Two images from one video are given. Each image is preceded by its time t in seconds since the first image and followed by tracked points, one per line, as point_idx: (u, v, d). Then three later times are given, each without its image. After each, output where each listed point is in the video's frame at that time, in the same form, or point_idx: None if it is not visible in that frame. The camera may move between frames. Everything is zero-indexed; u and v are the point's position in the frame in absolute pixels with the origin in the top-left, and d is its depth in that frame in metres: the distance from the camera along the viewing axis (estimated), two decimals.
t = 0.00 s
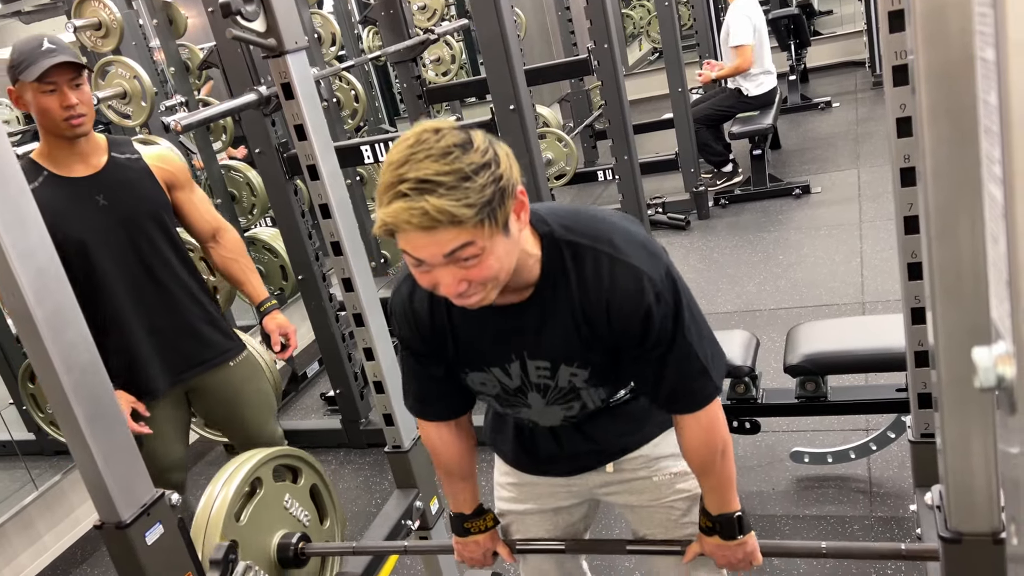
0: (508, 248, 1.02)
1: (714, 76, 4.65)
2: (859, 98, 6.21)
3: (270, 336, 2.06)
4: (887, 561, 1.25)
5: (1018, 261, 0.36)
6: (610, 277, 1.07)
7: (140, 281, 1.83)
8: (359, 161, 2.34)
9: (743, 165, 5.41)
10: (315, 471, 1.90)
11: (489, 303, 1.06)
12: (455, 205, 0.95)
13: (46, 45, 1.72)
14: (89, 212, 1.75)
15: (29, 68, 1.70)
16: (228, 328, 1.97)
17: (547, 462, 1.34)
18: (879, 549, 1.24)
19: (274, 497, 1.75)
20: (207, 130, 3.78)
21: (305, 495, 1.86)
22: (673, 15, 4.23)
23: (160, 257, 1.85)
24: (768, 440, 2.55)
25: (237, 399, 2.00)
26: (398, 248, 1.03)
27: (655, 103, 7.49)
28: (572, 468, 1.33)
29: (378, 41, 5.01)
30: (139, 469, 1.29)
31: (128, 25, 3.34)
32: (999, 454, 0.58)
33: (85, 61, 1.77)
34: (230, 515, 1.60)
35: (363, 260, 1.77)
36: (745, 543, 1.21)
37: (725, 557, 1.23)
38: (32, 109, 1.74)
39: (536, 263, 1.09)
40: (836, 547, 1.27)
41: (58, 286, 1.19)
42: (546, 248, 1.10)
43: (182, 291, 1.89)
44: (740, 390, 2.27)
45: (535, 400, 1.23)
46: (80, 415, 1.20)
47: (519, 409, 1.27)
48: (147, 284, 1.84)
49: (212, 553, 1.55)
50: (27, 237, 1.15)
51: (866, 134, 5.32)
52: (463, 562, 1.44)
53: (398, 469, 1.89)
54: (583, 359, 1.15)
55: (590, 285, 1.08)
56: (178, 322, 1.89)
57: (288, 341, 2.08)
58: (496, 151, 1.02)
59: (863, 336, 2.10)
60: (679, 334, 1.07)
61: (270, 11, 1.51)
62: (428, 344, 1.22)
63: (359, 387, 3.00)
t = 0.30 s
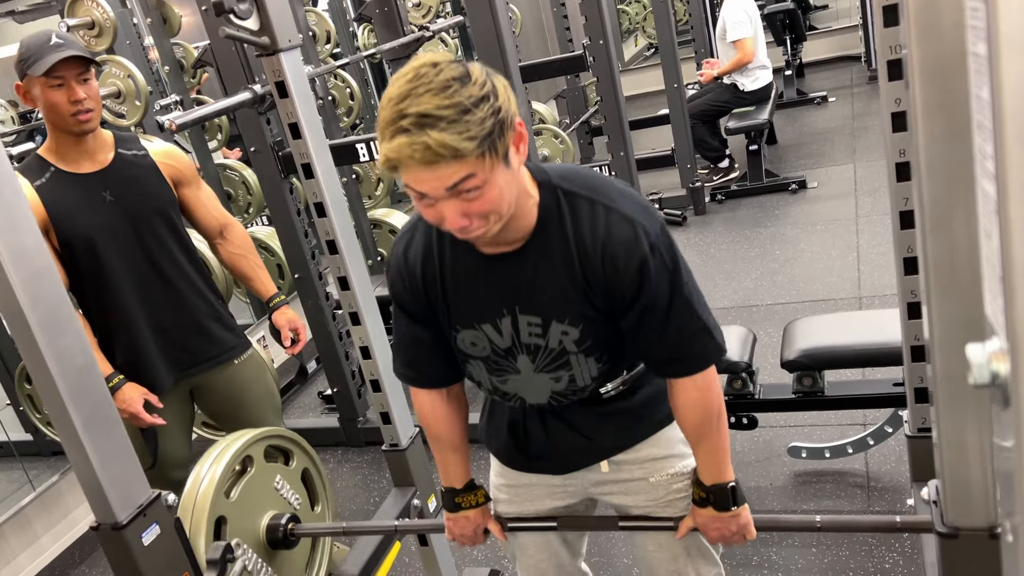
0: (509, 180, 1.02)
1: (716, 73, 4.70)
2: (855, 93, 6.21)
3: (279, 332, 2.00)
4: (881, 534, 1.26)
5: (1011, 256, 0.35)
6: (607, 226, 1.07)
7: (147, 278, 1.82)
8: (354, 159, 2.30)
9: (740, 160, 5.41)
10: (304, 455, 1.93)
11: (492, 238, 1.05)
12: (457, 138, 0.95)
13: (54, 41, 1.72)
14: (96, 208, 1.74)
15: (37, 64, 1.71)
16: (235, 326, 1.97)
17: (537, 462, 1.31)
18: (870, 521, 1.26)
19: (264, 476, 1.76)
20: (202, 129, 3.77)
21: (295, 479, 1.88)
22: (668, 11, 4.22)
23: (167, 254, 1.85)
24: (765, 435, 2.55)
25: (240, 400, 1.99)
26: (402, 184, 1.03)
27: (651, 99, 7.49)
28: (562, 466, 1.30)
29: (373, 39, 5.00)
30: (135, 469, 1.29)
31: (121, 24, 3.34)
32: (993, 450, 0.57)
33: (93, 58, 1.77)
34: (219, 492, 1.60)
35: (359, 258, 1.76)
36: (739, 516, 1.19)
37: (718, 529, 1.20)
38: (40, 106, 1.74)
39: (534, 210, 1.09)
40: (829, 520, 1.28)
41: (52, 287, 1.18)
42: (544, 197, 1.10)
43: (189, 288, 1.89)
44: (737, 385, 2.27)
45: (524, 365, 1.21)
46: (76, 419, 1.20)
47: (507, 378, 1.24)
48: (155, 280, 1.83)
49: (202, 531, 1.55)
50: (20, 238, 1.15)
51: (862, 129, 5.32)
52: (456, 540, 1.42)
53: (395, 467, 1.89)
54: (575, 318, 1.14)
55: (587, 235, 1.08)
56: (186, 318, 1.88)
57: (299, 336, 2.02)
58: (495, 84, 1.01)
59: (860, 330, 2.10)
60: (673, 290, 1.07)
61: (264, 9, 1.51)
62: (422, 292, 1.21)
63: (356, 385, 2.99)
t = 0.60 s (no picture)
0: (509, 130, 1.03)
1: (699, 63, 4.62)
2: (851, 86, 6.21)
3: (267, 334, 2.00)
4: (875, 514, 1.28)
5: (1003, 250, 0.36)
6: (607, 187, 1.08)
7: (131, 278, 1.81)
8: (350, 156, 2.23)
9: (736, 154, 5.40)
10: (299, 445, 1.94)
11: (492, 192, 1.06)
12: (458, 83, 0.97)
13: (36, 40, 1.72)
14: (78, 209, 1.74)
15: (18, 63, 1.70)
16: (221, 326, 1.97)
17: (530, 460, 1.31)
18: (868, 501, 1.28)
19: (256, 461, 1.77)
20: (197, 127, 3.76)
21: (288, 468, 1.89)
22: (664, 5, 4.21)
23: (152, 254, 1.84)
24: (763, 429, 2.55)
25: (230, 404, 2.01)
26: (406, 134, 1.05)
27: (647, 93, 7.49)
28: (555, 465, 1.30)
29: (368, 35, 5.00)
30: (132, 468, 1.29)
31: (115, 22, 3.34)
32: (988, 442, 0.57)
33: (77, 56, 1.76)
34: (210, 473, 1.60)
35: (355, 255, 1.76)
36: (733, 494, 1.19)
37: (712, 509, 1.20)
38: (23, 106, 1.74)
39: (533, 171, 1.10)
40: (823, 500, 1.29)
41: (48, 287, 1.18)
42: (544, 160, 1.11)
43: (175, 288, 1.88)
44: (734, 379, 2.26)
45: (515, 333, 1.21)
46: (72, 418, 1.19)
47: (499, 350, 1.24)
48: (139, 281, 1.82)
49: (192, 510, 1.55)
50: (14, 237, 1.14)
51: (859, 122, 5.32)
52: (446, 523, 1.41)
53: (394, 464, 1.89)
54: (569, 284, 1.13)
55: (585, 196, 1.08)
56: (171, 319, 1.88)
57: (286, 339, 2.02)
58: (497, 36, 1.03)
59: (857, 324, 2.10)
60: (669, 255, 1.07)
61: (257, 6, 1.50)
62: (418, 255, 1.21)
63: (354, 382, 3.00)
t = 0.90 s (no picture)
0: (512, 98, 1.04)
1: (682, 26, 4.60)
2: (847, 79, 6.20)
3: (244, 334, 2.00)
4: (873, 501, 1.28)
5: (1001, 240, 0.35)
6: (610, 161, 1.08)
7: (99, 281, 1.81)
8: (345, 153, 2.22)
9: (732, 148, 5.40)
10: (296, 439, 1.96)
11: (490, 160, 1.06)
12: (463, 45, 0.98)
13: None
14: (41, 212, 1.74)
15: None
16: (192, 329, 1.97)
17: (529, 459, 1.31)
18: (867, 488, 1.28)
19: (252, 450, 1.77)
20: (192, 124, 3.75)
21: (284, 460, 1.90)
22: None
23: (119, 257, 1.84)
24: (761, 423, 2.55)
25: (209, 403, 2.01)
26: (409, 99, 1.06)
27: (644, 88, 7.48)
28: (550, 464, 1.29)
29: (363, 31, 4.99)
30: (128, 467, 1.28)
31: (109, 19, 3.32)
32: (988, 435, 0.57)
33: (40, 57, 1.76)
34: (201, 463, 1.60)
35: (351, 252, 1.75)
36: (729, 479, 1.17)
37: (708, 495, 1.18)
38: None
39: (535, 144, 1.10)
40: (820, 488, 1.29)
41: (41, 287, 1.18)
42: (546, 135, 1.11)
43: (143, 291, 1.87)
44: (732, 373, 2.26)
45: (511, 311, 1.20)
46: (67, 417, 1.19)
47: (494, 329, 1.23)
48: (106, 285, 1.82)
49: (184, 500, 1.54)
50: (6, 237, 1.14)
51: (855, 115, 5.32)
52: (440, 511, 1.40)
53: (392, 460, 1.88)
54: (565, 258, 1.12)
55: (587, 169, 1.09)
56: (140, 322, 1.87)
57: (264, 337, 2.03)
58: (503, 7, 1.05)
59: (854, 317, 2.10)
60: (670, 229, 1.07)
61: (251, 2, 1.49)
62: (420, 227, 1.21)
63: (351, 379, 2.99)
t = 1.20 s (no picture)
0: (520, 58, 1.07)
1: None
2: (844, 73, 6.20)
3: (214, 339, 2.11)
4: (874, 485, 1.28)
5: (999, 234, 0.35)
6: (619, 132, 1.09)
7: (69, 287, 1.85)
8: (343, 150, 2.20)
9: (730, 143, 5.40)
10: (295, 431, 1.97)
11: (494, 120, 1.08)
12: None
13: None
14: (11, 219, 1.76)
15: None
16: (163, 331, 2.02)
17: (526, 456, 1.31)
18: (866, 473, 1.28)
19: (251, 439, 1.78)
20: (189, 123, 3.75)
21: (282, 451, 1.91)
22: None
23: (89, 263, 1.88)
24: (760, 418, 2.55)
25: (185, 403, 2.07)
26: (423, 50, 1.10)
27: (641, 83, 7.48)
28: (548, 463, 1.28)
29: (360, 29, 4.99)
30: (128, 466, 1.28)
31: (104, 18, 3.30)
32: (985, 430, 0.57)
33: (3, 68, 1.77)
34: (196, 451, 1.61)
35: (350, 251, 1.75)
36: (727, 462, 1.16)
37: (705, 477, 1.17)
38: None
39: (542, 112, 1.11)
40: (819, 472, 1.29)
41: (38, 287, 1.18)
42: (553, 106, 1.13)
43: (113, 295, 1.92)
44: (731, 368, 2.26)
45: (509, 280, 1.19)
46: (65, 417, 1.19)
47: (492, 299, 1.21)
48: (76, 290, 1.86)
49: (179, 488, 1.55)
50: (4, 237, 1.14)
51: (853, 109, 5.31)
52: (437, 498, 1.39)
53: (392, 458, 1.88)
54: (567, 223, 1.12)
55: (595, 137, 1.09)
56: (111, 326, 1.92)
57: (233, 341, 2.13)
58: None
59: (852, 311, 2.10)
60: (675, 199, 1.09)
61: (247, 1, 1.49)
62: (425, 194, 1.21)
63: (351, 377, 2.99)
